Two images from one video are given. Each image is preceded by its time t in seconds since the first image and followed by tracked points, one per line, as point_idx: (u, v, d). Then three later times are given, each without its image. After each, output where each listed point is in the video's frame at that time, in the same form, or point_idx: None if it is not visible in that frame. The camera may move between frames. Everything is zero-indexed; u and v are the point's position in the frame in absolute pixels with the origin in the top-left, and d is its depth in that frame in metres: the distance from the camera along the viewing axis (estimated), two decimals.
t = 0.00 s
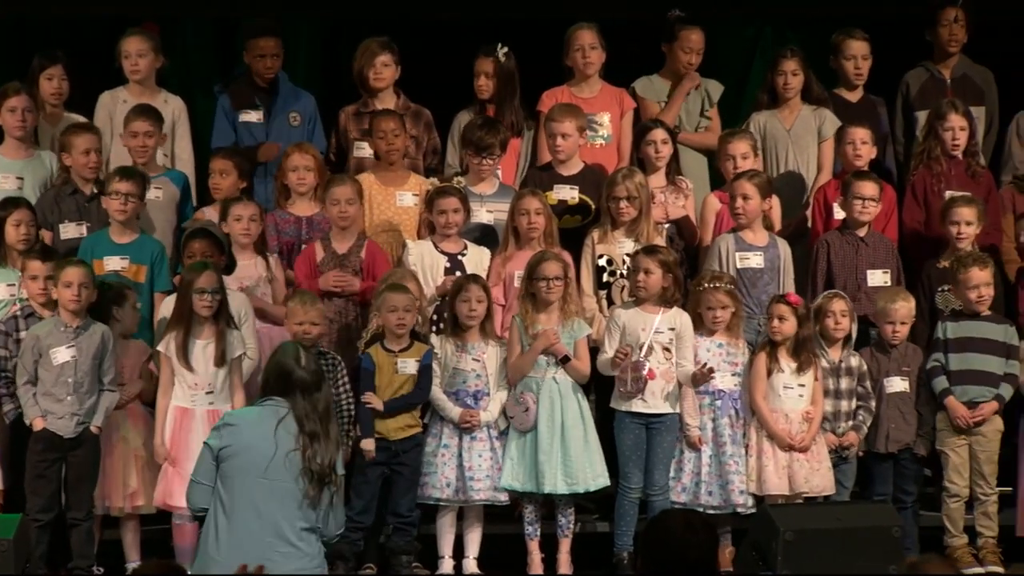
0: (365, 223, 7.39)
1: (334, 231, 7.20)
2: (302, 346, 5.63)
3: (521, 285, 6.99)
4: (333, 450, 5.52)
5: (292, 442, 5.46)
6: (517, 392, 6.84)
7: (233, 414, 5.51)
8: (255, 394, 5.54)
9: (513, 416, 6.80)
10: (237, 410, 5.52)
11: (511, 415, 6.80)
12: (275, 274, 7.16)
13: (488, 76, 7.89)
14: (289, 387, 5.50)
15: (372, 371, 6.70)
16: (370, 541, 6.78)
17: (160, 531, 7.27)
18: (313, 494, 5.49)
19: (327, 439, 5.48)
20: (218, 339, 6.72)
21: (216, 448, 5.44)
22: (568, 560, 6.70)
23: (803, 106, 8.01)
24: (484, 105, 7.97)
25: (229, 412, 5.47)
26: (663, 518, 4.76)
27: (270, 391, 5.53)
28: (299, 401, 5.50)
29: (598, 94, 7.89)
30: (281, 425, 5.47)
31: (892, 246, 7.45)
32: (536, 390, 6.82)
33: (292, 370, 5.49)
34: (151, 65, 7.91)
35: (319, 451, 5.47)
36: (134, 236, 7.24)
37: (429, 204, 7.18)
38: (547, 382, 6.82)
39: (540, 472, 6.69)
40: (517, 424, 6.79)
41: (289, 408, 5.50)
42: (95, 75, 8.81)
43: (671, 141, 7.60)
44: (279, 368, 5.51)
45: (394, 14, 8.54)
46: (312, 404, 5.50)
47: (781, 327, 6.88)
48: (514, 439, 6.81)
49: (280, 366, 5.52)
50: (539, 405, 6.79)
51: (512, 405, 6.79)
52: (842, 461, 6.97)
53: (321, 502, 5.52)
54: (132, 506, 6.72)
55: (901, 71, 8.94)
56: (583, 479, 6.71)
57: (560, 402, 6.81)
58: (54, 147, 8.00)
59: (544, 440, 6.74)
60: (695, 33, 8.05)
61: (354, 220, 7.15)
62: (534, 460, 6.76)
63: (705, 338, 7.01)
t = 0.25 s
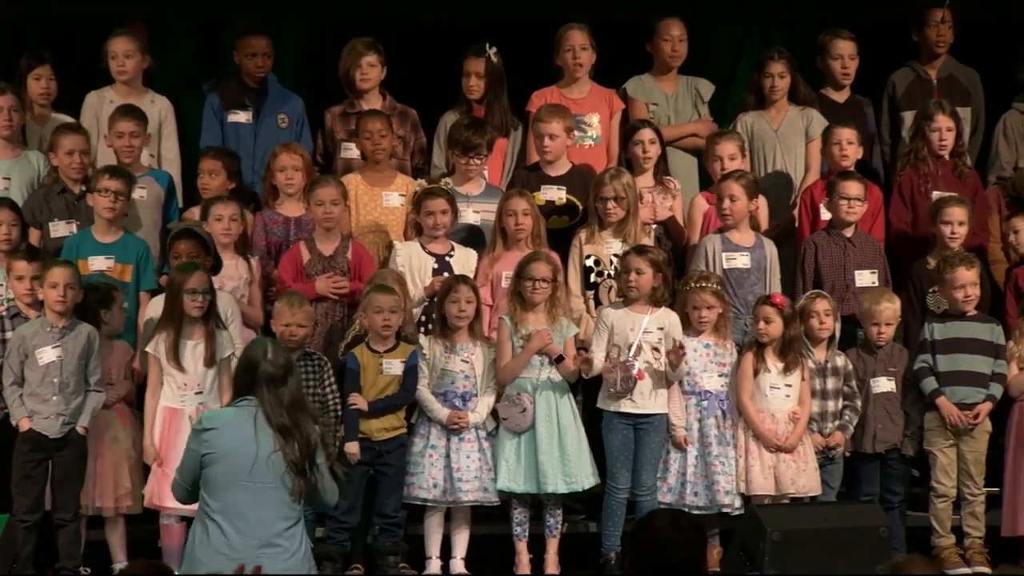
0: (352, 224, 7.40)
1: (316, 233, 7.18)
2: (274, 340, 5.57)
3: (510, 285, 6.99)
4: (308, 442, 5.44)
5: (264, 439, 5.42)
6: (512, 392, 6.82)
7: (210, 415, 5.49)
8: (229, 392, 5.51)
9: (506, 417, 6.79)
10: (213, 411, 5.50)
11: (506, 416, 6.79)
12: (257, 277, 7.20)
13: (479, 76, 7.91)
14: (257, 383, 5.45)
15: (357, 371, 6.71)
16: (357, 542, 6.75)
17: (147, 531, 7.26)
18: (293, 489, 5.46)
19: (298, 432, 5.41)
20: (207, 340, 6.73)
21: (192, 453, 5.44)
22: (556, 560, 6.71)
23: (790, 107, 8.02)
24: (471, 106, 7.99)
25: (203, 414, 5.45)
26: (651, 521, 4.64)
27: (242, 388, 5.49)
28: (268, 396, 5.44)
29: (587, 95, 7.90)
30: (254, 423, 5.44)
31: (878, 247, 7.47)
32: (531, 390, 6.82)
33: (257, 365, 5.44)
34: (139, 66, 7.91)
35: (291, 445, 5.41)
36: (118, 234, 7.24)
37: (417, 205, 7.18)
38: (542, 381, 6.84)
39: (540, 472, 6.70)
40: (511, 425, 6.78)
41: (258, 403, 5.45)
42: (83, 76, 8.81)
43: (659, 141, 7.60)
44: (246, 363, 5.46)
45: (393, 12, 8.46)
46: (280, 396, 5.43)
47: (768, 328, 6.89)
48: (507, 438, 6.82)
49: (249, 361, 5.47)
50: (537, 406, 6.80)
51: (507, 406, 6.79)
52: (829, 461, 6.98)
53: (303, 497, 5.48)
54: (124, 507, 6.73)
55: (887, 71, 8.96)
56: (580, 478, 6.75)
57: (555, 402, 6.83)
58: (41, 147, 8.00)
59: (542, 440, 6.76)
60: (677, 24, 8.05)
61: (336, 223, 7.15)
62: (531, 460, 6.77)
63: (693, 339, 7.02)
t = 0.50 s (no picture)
0: (342, 223, 7.40)
1: (313, 232, 7.16)
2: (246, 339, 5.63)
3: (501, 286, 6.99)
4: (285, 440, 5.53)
5: (243, 439, 5.50)
6: (511, 392, 6.78)
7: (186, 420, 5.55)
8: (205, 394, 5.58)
9: (507, 417, 6.76)
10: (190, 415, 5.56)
11: (508, 416, 6.75)
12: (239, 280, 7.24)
13: (470, 75, 7.91)
14: (234, 383, 5.53)
15: (339, 370, 6.72)
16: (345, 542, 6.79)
17: (137, 532, 7.26)
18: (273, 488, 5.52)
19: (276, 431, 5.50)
20: (201, 340, 6.72)
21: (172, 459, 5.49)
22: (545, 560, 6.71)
23: (778, 108, 8.03)
24: (461, 105, 7.96)
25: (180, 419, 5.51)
26: (640, 520, 4.64)
27: (218, 390, 5.56)
28: (245, 395, 5.51)
29: (576, 95, 7.90)
30: (232, 424, 5.51)
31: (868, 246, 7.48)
32: (531, 391, 6.77)
33: (234, 366, 5.51)
34: (127, 66, 7.91)
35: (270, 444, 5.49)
36: (102, 234, 7.23)
37: (405, 205, 7.17)
38: (541, 382, 6.79)
39: (545, 471, 6.67)
40: (512, 425, 6.75)
41: (236, 403, 5.52)
42: (73, 76, 8.81)
43: (650, 140, 7.59)
44: (221, 366, 5.52)
45: (392, 13, 8.52)
46: (257, 395, 5.51)
47: (754, 335, 6.88)
48: (507, 438, 6.77)
49: (223, 363, 5.54)
50: (537, 406, 6.77)
51: (507, 406, 6.76)
52: (818, 461, 6.99)
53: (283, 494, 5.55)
54: (114, 507, 6.72)
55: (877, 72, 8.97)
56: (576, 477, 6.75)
57: (554, 402, 6.80)
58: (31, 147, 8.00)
59: (546, 439, 6.73)
60: (665, 22, 8.05)
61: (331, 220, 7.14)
62: (534, 460, 6.73)
63: (682, 339, 7.01)
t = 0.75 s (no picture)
0: (329, 223, 7.39)
1: (301, 230, 7.16)
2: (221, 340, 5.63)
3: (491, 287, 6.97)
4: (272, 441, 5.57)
5: (233, 440, 5.51)
6: (504, 392, 6.78)
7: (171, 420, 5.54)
8: (189, 394, 5.57)
9: (499, 418, 6.74)
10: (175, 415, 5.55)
11: (500, 417, 6.74)
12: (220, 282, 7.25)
13: (460, 75, 7.90)
14: (223, 385, 5.53)
15: (311, 367, 6.71)
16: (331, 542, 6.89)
17: (124, 532, 7.24)
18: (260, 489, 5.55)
19: (265, 432, 5.53)
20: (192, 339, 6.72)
21: (160, 458, 5.48)
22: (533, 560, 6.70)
23: (763, 109, 8.04)
24: (448, 105, 7.97)
25: (167, 419, 5.50)
26: (630, 520, 4.65)
27: (204, 391, 5.54)
28: (235, 397, 5.54)
29: (562, 95, 7.94)
30: (221, 424, 5.52)
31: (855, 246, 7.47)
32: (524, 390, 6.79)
33: (223, 367, 5.51)
34: (112, 65, 7.90)
35: (259, 445, 5.52)
36: (84, 234, 7.22)
37: (392, 205, 7.18)
38: (532, 381, 6.79)
39: (537, 471, 6.66)
40: (504, 426, 6.73)
41: (226, 405, 5.54)
42: (60, 76, 8.80)
43: (637, 141, 7.61)
44: (213, 368, 5.51)
45: (392, 12, 8.40)
46: (249, 396, 5.55)
47: (740, 338, 6.90)
48: (498, 438, 6.75)
49: (210, 365, 5.52)
50: (530, 407, 6.77)
51: (500, 407, 6.75)
52: (806, 461, 6.98)
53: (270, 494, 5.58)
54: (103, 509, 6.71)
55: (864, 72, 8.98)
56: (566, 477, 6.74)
57: (544, 401, 6.80)
58: (17, 147, 7.99)
59: (537, 439, 6.71)
60: (653, 21, 8.05)
61: (321, 217, 7.14)
62: (526, 460, 6.72)
63: (669, 339, 7.00)
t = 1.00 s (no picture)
0: (318, 223, 7.38)
1: (286, 229, 7.15)
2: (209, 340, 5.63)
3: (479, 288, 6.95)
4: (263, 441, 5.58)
5: (225, 439, 5.52)
6: (488, 392, 6.76)
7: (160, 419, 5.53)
8: (179, 394, 5.57)
9: (485, 418, 6.74)
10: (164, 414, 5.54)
11: (484, 417, 6.74)
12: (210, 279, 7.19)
13: (451, 74, 7.89)
14: (214, 384, 5.54)
15: (298, 367, 6.68)
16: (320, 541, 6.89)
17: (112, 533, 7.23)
18: (250, 488, 5.56)
19: (256, 432, 5.54)
20: (182, 339, 6.67)
21: (150, 457, 5.48)
22: (521, 560, 6.69)
23: (752, 109, 8.04)
24: (438, 104, 7.95)
25: (157, 418, 5.50)
26: (618, 520, 4.66)
27: (194, 390, 5.54)
28: (226, 395, 5.54)
29: (549, 96, 7.94)
30: (212, 423, 5.52)
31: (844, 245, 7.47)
32: (508, 390, 6.76)
33: (215, 366, 5.51)
34: (99, 65, 7.90)
35: (250, 444, 5.53)
36: (71, 234, 7.21)
37: (380, 205, 7.18)
38: (517, 381, 6.77)
39: (520, 472, 6.64)
40: (489, 426, 6.73)
41: (217, 404, 5.54)
42: (48, 76, 8.79)
43: (626, 142, 7.60)
44: (204, 368, 5.51)
45: (392, 12, 8.38)
46: (240, 395, 5.56)
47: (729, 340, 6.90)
48: (484, 439, 6.75)
49: (200, 364, 5.53)
50: (514, 407, 6.74)
51: (484, 407, 6.74)
52: (795, 461, 6.98)
53: (259, 493, 5.59)
54: (93, 511, 6.66)
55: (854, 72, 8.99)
56: (552, 478, 6.71)
57: (529, 401, 6.78)
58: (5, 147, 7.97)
59: (520, 440, 6.70)
60: (643, 20, 8.05)
61: (306, 216, 7.13)
62: (511, 460, 6.71)
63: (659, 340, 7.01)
